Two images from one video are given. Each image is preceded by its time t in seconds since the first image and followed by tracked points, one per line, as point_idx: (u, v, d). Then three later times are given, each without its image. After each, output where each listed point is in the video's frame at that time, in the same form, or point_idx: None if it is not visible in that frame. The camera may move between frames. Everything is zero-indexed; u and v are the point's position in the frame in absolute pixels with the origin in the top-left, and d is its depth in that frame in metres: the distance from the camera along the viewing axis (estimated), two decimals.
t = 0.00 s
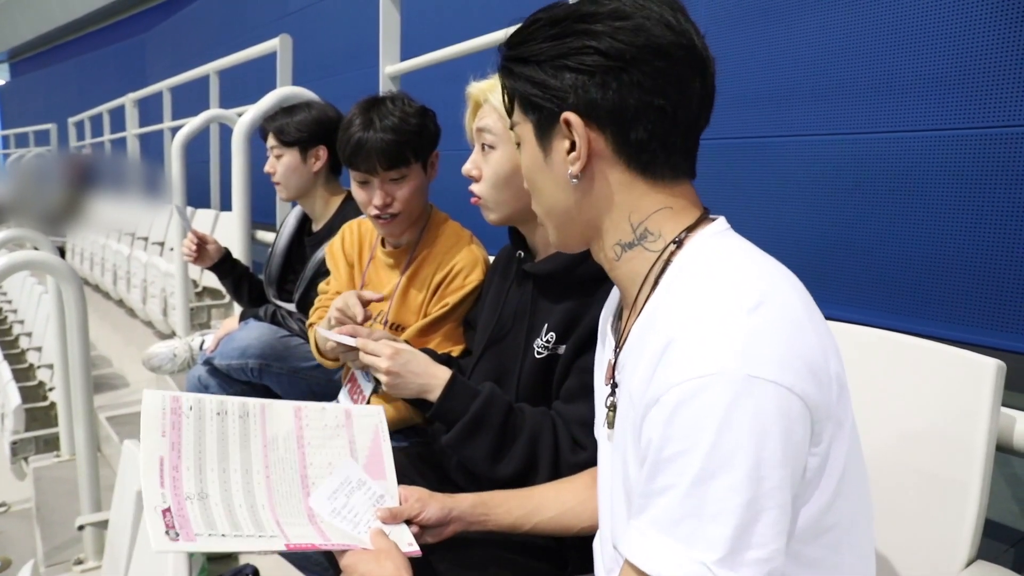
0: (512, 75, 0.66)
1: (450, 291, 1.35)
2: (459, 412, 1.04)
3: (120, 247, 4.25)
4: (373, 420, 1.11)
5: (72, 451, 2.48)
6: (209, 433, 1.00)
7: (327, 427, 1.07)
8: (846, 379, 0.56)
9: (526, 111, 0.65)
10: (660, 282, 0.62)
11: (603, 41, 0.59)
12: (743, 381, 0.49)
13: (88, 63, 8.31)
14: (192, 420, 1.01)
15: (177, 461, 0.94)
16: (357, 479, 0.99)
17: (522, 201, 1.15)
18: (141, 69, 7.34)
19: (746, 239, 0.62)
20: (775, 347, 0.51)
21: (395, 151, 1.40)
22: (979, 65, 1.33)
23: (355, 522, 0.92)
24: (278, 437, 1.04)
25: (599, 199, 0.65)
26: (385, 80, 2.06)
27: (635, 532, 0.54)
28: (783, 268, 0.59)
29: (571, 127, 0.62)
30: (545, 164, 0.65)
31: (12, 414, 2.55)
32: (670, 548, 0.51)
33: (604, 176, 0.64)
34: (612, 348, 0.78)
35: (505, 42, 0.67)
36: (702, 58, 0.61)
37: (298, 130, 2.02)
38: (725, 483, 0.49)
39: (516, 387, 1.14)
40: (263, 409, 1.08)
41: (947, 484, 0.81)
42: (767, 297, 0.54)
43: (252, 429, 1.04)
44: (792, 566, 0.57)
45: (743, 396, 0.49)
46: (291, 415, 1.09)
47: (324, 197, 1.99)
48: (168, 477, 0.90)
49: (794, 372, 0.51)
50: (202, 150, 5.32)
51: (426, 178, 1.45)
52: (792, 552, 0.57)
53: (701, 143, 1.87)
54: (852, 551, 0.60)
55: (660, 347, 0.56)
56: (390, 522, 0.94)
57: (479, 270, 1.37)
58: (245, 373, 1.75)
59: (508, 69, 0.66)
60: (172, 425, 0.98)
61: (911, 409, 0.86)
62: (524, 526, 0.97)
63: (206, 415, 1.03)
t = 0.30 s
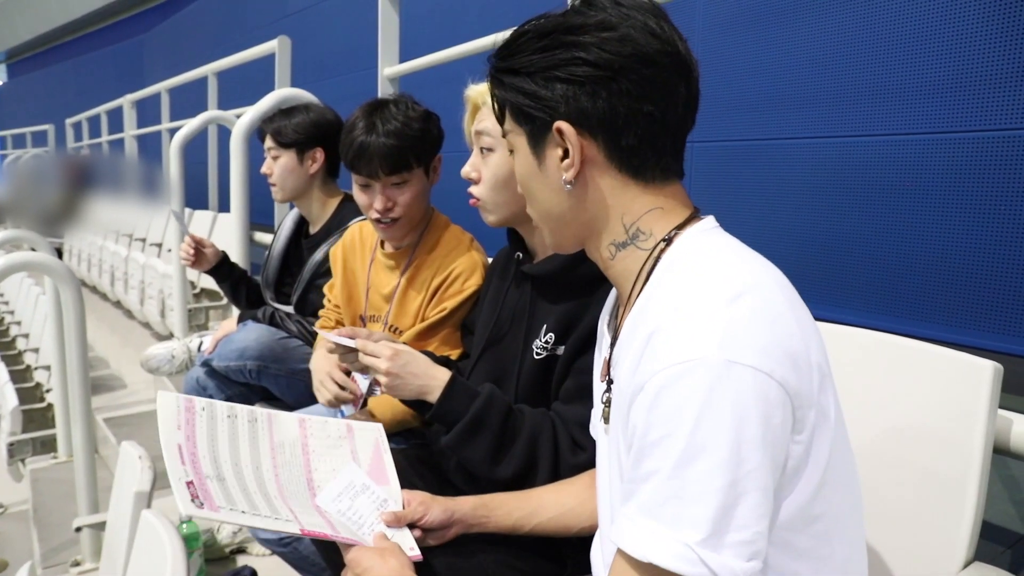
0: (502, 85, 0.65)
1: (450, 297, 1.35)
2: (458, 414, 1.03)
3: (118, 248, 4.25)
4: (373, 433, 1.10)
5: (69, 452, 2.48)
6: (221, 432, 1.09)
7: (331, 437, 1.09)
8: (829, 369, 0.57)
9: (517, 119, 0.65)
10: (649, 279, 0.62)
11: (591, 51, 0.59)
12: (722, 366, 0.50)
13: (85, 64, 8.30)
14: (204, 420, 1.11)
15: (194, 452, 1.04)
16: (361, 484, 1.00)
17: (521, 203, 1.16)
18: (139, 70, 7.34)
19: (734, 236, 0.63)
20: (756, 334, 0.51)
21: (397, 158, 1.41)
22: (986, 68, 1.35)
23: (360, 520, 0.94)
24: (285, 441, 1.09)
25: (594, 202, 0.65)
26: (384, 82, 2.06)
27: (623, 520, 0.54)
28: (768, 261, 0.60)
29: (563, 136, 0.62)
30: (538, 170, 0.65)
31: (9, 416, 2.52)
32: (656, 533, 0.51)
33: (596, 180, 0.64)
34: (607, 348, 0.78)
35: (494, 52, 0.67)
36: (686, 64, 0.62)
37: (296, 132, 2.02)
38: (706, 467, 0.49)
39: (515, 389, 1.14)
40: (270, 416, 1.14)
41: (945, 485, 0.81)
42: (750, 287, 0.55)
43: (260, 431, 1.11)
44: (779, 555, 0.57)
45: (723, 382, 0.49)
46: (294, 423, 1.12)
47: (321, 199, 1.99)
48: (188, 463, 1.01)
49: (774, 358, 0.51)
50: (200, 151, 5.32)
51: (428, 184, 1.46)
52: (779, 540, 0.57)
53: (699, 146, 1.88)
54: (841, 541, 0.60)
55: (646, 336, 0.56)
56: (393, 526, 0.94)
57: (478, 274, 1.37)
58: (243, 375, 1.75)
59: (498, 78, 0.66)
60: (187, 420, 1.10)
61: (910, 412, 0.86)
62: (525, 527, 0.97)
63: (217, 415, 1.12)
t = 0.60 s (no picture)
0: (493, 89, 0.65)
1: (449, 296, 1.35)
2: (457, 413, 1.03)
3: (116, 248, 4.24)
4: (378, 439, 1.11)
5: (67, 454, 2.48)
6: (225, 436, 1.09)
7: (334, 442, 1.10)
8: (820, 368, 0.57)
9: (508, 123, 0.64)
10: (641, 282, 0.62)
11: (582, 58, 0.59)
12: (713, 366, 0.50)
13: (82, 64, 8.29)
14: (209, 423, 1.10)
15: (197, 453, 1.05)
16: (364, 488, 1.01)
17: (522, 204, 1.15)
18: (138, 71, 7.34)
19: (725, 238, 0.63)
20: (747, 333, 0.51)
21: (398, 157, 1.41)
22: None
23: (360, 525, 0.94)
24: (289, 446, 1.09)
25: (583, 204, 0.65)
26: (382, 83, 2.06)
27: (617, 520, 0.54)
28: (759, 261, 0.60)
29: (555, 142, 0.62)
30: (530, 175, 0.65)
31: (7, 417, 2.52)
32: (649, 532, 0.51)
33: (587, 184, 0.64)
34: (602, 349, 0.78)
35: (485, 56, 0.67)
36: (677, 71, 0.62)
37: (295, 132, 2.01)
38: (699, 466, 0.49)
39: (513, 389, 1.14)
40: (275, 421, 1.14)
41: (944, 486, 0.81)
42: (742, 287, 0.55)
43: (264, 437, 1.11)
44: (772, 554, 0.57)
45: (714, 381, 0.49)
46: (298, 430, 1.13)
47: (318, 200, 1.99)
48: (191, 463, 1.01)
49: (765, 358, 0.51)
50: (198, 152, 5.32)
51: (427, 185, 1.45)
52: (772, 538, 0.57)
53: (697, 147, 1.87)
54: (835, 540, 0.60)
55: (638, 338, 0.56)
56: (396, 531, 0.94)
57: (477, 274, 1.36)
58: (241, 376, 1.74)
59: (489, 82, 0.66)
60: (191, 424, 1.09)
61: (909, 413, 0.86)
62: (526, 531, 0.97)
63: (222, 421, 1.12)
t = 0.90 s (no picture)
0: (489, 88, 0.65)
1: (434, 299, 1.33)
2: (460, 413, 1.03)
3: (115, 248, 4.24)
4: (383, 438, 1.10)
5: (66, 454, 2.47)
6: (225, 438, 1.09)
7: (338, 441, 1.09)
8: (823, 373, 0.56)
9: (505, 122, 0.64)
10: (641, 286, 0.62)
11: (581, 58, 0.59)
12: (716, 375, 0.49)
13: (80, 64, 8.29)
14: (209, 425, 1.10)
15: (197, 457, 1.05)
16: (367, 489, 1.01)
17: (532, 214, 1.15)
18: (137, 71, 7.34)
19: (726, 240, 0.62)
20: (750, 341, 0.51)
21: (357, 144, 1.47)
22: None
23: (361, 528, 0.94)
24: (291, 447, 1.09)
25: (580, 207, 0.64)
26: (381, 83, 2.05)
27: (619, 529, 0.54)
28: (762, 265, 0.59)
29: (552, 143, 0.61)
30: (526, 176, 0.64)
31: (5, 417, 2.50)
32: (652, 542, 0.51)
33: (584, 186, 0.63)
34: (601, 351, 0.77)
35: (482, 54, 0.66)
36: (677, 71, 0.61)
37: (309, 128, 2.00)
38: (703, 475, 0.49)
39: (514, 388, 1.14)
40: (279, 420, 1.13)
41: (945, 487, 0.81)
42: (744, 293, 0.55)
43: (267, 438, 1.11)
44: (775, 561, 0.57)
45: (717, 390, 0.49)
46: (302, 429, 1.12)
47: (319, 198, 1.97)
48: (190, 469, 1.01)
49: (769, 366, 0.51)
50: (197, 152, 5.31)
51: (394, 177, 1.46)
52: (776, 545, 0.57)
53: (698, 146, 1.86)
54: (837, 547, 0.60)
55: (640, 345, 0.56)
56: (397, 534, 0.94)
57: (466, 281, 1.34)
58: (241, 375, 1.74)
59: (486, 82, 0.65)
60: (192, 427, 1.09)
61: (910, 412, 0.85)
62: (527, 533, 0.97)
63: (224, 421, 1.11)
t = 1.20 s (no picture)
0: (495, 79, 0.64)
1: (431, 306, 1.32)
2: (460, 412, 1.02)
3: (114, 246, 4.23)
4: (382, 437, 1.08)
5: (66, 451, 2.47)
6: (221, 441, 1.09)
7: (336, 443, 1.08)
8: (832, 377, 0.56)
9: (512, 115, 0.63)
10: (648, 285, 0.62)
11: (591, 49, 0.58)
12: (726, 382, 0.49)
13: (79, 61, 8.28)
14: (205, 428, 1.10)
15: (194, 459, 1.06)
16: (366, 490, 1.00)
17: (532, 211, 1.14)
18: (135, 69, 7.32)
19: (733, 240, 0.62)
20: (760, 348, 0.51)
21: (348, 138, 1.49)
22: None
23: (359, 529, 0.93)
24: (289, 449, 1.08)
25: (587, 205, 0.64)
26: (381, 79, 2.04)
27: (626, 536, 0.53)
28: (771, 268, 0.59)
29: (559, 137, 0.61)
30: (532, 171, 0.64)
31: (5, 415, 2.52)
32: (659, 551, 0.51)
33: (590, 182, 0.63)
34: (605, 351, 0.77)
35: (488, 44, 0.66)
36: (688, 66, 0.61)
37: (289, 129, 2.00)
38: (712, 485, 0.48)
39: (514, 386, 1.13)
40: (276, 420, 1.13)
41: (947, 485, 0.80)
42: (754, 297, 0.54)
43: (264, 440, 1.10)
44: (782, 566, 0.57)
45: (727, 398, 0.49)
46: (300, 428, 1.11)
47: (305, 200, 1.95)
48: (187, 471, 1.02)
49: (779, 372, 0.50)
50: (196, 149, 5.30)
51: (381, 172, 1.46)
52: (783, 551, 0.56)
53: (699, 143, 1.86)
54: (844, 551, 0.59)
55: (647, 349, 0.56)
56: (398, 535, 0.93)
57: (460, 284, 1.33)
58: (240, 375, 1.74)
59: (493, 73, 0.65)
60: (188, 430, 1.09)
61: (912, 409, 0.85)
62: (529, 531, 0.96)
63: (220, 424, 1.11)
